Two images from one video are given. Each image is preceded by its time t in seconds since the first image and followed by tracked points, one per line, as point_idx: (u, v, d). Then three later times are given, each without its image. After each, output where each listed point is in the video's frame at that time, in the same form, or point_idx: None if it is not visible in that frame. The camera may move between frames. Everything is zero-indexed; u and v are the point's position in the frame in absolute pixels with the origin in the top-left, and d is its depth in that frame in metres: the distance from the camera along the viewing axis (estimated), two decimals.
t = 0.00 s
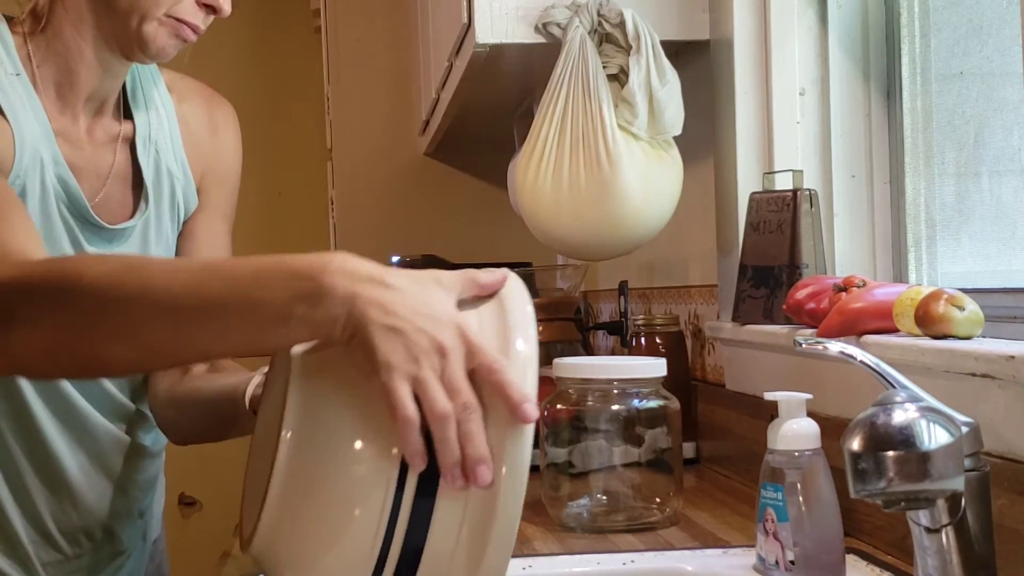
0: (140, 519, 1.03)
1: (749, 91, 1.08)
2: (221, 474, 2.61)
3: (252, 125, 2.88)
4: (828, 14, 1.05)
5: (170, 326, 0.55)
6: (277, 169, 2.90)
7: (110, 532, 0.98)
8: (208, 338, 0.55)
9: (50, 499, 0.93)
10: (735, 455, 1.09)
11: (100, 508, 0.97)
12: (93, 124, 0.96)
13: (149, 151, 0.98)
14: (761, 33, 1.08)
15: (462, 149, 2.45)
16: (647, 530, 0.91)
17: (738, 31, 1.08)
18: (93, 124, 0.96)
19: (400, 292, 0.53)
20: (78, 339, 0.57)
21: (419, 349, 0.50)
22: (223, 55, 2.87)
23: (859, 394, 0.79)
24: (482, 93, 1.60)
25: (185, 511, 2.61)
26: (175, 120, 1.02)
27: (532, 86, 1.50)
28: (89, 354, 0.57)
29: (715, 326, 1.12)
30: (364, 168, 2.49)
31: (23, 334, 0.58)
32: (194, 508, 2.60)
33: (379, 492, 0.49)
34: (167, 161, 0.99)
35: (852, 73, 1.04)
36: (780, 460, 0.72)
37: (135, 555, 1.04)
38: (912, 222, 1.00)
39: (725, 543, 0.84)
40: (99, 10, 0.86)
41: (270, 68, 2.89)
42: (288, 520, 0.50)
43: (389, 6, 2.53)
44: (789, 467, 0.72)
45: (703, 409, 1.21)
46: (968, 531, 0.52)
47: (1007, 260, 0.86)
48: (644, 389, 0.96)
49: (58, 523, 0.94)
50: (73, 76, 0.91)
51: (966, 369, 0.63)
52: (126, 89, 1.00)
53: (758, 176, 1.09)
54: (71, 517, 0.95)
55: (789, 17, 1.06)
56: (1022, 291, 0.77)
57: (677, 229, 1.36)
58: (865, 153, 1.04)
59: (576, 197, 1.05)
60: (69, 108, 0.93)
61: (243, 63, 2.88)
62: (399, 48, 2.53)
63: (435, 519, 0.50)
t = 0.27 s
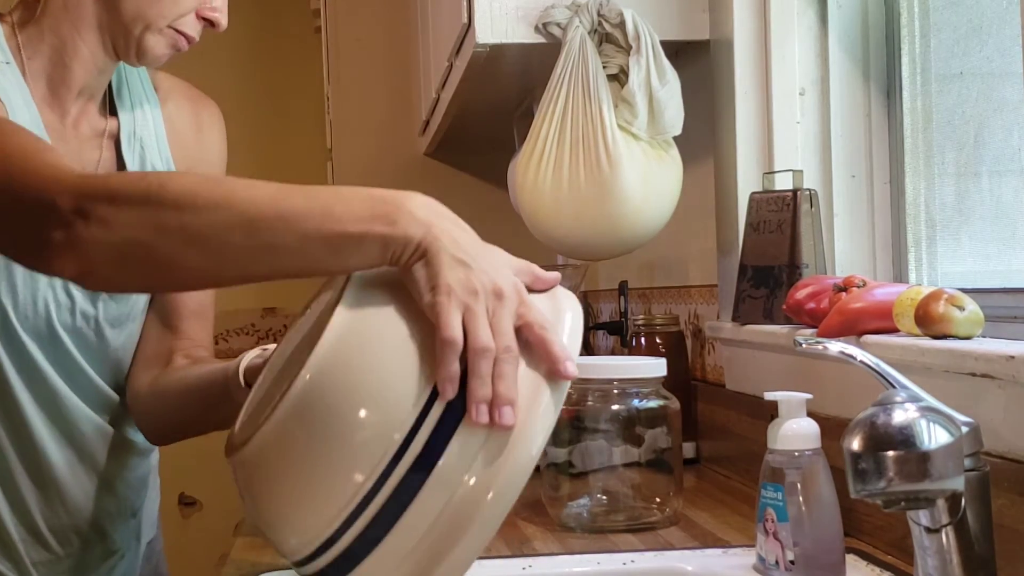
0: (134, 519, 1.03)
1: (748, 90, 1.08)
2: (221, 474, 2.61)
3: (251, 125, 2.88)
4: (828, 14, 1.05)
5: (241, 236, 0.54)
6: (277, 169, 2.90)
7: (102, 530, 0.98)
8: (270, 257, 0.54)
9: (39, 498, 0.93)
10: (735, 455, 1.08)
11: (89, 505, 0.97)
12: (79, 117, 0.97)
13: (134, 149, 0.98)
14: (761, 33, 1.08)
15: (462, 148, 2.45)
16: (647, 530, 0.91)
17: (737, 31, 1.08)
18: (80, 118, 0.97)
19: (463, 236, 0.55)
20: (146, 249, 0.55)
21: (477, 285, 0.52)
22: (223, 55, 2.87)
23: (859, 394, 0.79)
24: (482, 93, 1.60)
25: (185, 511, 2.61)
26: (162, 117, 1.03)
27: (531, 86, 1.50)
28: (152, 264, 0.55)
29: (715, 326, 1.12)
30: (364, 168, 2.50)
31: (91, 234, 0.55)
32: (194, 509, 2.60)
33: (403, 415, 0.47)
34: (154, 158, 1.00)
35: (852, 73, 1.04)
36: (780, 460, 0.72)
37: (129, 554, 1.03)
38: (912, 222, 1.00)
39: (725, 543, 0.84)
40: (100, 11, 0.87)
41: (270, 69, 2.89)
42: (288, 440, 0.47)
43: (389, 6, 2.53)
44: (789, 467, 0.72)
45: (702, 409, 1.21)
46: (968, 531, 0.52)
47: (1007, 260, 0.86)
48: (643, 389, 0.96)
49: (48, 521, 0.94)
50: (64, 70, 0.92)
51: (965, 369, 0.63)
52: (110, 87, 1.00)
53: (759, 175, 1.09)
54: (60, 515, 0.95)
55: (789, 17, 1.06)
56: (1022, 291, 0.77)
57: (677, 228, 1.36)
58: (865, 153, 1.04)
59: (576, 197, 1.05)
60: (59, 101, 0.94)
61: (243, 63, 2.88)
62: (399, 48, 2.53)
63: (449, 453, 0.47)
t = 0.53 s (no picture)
0: (132, 518, 1.03)
1: (748, 90, 1.08)
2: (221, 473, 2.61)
3: (251, 125, 2.88)
4: (828, 14, 1.05)
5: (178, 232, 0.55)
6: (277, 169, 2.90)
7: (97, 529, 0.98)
8: (205, 249, 0.55)
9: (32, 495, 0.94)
10: (736, 455, 1.08)
11: (82, 502, 0.97)
12: (67, 112, 0.97)
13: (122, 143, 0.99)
14: (761, 33, 1.08)
15: (462, 149, 2.45)
16: (647, 530, 0.91)
17: (737, 32, 1.08)
18: (68, 113, 0.97)
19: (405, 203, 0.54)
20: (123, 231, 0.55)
21: (421, 251, 0.50)
22: (223, 56, 2.87)
23: (859, 394, 0.79)
24: (482, 93, 1.60)
25: (185, 511, 2.61)
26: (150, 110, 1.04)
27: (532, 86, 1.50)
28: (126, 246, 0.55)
29: (715, 326, 1.12)
30: (364, 168, 2.49)
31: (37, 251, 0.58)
32: (194, 509, 2.60)
33: (379, 387, 0.47)
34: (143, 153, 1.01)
35: (852, 73, 1.04)
36: (779, 460, 0.72)
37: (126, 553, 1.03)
38: (912, 222, 1.00)
39: (725, 543, 0.84)
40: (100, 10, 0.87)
41: (270, 69, 2.89)
42: (273, 439, 0.47)
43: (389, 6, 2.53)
44: (789, 467, 0.72)
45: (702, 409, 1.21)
46: (968, 532, 0.52)
47: (1007, 260, 0.86)
48: (643, 389, 0.96)
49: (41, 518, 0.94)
50: (55, 66, 0.92)
51: (966, 369, 0.63)
52: (98, 82, 1.00)
53: (758, 175, 1.09)
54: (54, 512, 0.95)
55: (789, 16, 1.06)
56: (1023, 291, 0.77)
57: (677, 228, 1.36)
58: (865, 153, 1.04)
59: (576, 197, 1.05)
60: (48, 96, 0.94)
61: (243, 63, 2.88)
62: (399, 48, 2.53)
63: (429, 426, 0.47)
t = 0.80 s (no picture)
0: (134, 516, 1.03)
1: (748, 90, 1.08)
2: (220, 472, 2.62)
3: (252, 125, 2.88)
4: (828, 14, 1.05)
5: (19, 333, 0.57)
6: (278, 169, 2.90)
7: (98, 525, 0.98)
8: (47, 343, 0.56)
9: (30, 490, 0.94)
10: (736, 455, 1.09)
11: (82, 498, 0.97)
12: (67, 110, 0.97)
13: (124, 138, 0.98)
14: (761, 33, 1.08)
15: (462, 149, 2.46)
16: (647, 530, 0.91)
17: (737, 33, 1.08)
18: (68, 111, 0.97)
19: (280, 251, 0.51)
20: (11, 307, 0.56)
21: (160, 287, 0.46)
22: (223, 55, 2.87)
23: (859, 395, 0.79)
24: (483, 93, 1.60)
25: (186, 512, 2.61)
26: (152, 112, 1.04)
27: (532, 86, 1.50)
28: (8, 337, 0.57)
29: (715, 326, 1.12)
30: (364, 169, 2.50)
31: None
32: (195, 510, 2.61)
33: (226, 433, 0.46)
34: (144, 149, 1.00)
35: (852, 73, 1.04)
36: (780, 460, 0.72)
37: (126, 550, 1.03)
38: (912, 222, 1.00)
39: (725, 543, 0.84)
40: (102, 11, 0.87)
41: (271, 69, 2.89)
42: (225, 488, 0.49)
43: (389, 6, 2.53)
44: (789, 467, 0.71)
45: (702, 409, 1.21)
46: (968, 532, 0.52)
47: (1007, 260, 0.86)
48: (644, 389, 0.96)
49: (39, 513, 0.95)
50: (55, 66, 0.92)
51: (966, 369, 0.63)
52: (101, 79, 1.00)
53: (758, 175, 1.09)
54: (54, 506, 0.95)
55: (789, 16, 1.06)
56: (1023, 291, 0.77)
57: (677, 228, 1.36)
58: (865, 153, 1.04)
59: (576, 197, 1.05)
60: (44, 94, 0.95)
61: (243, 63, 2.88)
62: (399, 47, 2.53)
63: (316, 426, 0.45)
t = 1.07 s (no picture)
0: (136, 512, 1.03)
1: (748, 90, 1.08)
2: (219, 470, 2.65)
3: (252, 125, 2.89)
4: (828, 14, 1.05)
5: None
6: (278, 169, 2.90)
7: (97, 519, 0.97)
8: None
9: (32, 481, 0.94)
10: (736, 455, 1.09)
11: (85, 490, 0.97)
12: (79, 110, 1.04)
13: (139, 134, 1.08)
14: (761, 34, 1.08)
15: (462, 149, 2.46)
16: (647, 530, 0.91)
17: (737, 32, 1.08)
18: (79, 111, 1.04)
19: None
20: None
21: None
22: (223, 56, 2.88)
23: (860, 394, 0.79)
24: (483, 94, 1.60)
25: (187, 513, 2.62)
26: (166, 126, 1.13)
27: (533, 86, 1.50)
28: None
29: (715, 326, 1.12)
30: (365, 169, 2.50)
31: None
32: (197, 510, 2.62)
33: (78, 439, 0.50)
34: (159, 146, 1.10)
35: (852, 73, 1.04)
36: (780, 460, 0.71)
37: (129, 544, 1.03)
38: (912, 222, 1.00)
39: (725, 543, 0.84)
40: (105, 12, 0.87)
41: (271, 69, 2.89)
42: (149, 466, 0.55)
43: (389, 6, 2.53)
44: (789, 467, 0.71)
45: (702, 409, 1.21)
46: (968, 532, 0.52)
47: (1007, 260, 0.86)
48: (644, 389, 0.96)
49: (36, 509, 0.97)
50: (72, 67, 0.99)
51: (966, 369, 0.63)
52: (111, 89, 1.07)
53: (758, 175, 1.09)
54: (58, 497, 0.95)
55: (788, 16, 1.06)
56: None
57: (677, 228, 1.36)
58: (865, 154, 1.04)
59: (576, 197, 1.05)
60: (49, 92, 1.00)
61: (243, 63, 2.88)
62: (399, 47, 2.53)
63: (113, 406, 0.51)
